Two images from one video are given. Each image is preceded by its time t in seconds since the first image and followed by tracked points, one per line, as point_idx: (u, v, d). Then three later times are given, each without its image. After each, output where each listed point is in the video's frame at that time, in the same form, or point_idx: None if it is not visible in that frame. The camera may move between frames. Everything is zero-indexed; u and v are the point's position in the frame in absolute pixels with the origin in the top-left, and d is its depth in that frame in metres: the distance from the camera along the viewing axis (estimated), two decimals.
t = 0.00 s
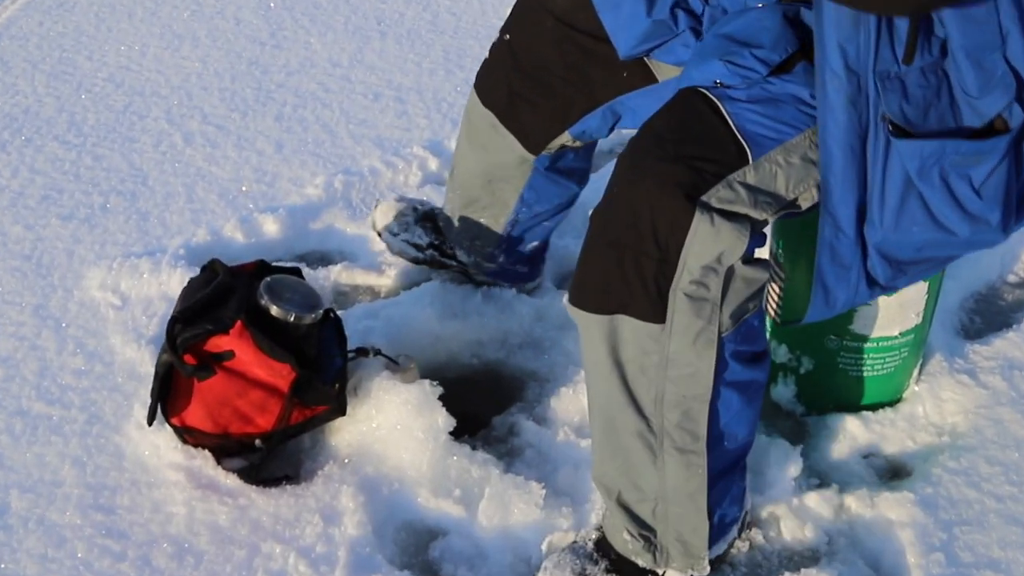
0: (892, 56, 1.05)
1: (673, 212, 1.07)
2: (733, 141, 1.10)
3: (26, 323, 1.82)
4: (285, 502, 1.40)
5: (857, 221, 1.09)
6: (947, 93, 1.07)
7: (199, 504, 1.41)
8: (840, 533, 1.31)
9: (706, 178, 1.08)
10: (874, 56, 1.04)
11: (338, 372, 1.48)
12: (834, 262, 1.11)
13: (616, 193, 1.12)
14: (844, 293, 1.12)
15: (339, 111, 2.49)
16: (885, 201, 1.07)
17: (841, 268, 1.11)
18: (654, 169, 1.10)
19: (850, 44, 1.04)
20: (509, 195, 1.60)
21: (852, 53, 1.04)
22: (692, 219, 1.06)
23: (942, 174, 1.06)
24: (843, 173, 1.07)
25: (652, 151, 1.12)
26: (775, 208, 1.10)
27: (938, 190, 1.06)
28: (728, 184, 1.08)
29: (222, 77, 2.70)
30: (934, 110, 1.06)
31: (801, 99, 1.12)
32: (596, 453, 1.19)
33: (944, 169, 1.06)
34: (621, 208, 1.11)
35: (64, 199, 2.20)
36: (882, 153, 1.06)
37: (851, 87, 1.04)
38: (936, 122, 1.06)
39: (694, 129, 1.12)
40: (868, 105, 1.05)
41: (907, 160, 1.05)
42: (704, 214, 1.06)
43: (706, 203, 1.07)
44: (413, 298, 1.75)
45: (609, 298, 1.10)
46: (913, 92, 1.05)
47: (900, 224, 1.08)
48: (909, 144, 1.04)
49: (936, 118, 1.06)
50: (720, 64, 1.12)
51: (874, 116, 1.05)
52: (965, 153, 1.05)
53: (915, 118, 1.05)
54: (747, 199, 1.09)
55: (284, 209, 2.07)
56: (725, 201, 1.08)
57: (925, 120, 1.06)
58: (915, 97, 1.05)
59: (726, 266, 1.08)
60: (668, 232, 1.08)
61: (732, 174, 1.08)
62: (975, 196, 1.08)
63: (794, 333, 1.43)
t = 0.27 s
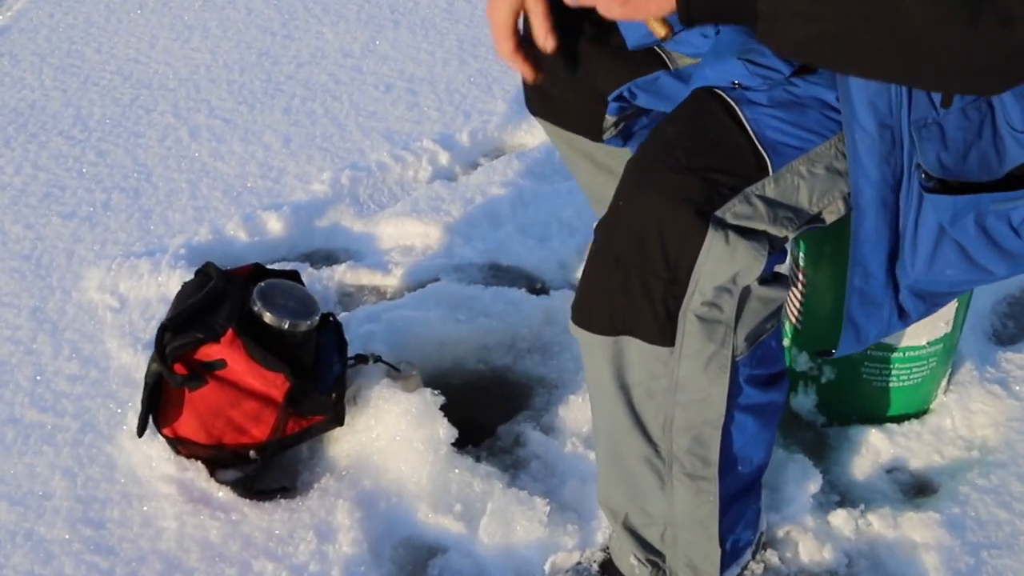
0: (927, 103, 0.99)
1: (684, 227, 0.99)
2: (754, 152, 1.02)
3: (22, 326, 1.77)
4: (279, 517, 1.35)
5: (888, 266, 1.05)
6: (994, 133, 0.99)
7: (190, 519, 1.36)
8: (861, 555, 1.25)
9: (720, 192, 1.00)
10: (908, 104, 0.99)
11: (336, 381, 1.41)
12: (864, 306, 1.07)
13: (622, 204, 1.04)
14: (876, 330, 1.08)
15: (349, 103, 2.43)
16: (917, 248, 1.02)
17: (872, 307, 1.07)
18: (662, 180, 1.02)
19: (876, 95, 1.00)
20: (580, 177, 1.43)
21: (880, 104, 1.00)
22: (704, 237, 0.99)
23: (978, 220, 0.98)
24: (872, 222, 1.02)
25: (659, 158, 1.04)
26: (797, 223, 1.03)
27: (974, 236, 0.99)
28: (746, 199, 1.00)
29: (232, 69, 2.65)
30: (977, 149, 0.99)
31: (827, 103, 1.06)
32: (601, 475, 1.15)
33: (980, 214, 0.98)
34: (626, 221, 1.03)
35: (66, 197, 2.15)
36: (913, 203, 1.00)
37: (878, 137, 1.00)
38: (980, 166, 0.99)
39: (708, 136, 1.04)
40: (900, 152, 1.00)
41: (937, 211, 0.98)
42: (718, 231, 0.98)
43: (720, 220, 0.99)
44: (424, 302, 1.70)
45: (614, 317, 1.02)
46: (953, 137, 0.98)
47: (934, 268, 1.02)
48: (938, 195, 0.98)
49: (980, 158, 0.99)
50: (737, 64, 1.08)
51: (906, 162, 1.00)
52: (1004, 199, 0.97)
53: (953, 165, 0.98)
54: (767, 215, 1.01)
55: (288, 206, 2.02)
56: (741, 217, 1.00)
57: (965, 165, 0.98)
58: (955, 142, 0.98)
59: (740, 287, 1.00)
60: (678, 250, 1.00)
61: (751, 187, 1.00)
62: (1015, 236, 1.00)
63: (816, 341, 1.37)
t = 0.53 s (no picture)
0: (931, 98, 0.93)
1: (684, 222, 0.95)
2: (756, 139, 0.99)
3: (7, 310, 1.72)
4: (261, 511, 1.32)
5: (940, 265, 0.99)
6: (1011, 99, 0.93)
7: (171, 512, 1.32)
8: (861, 553, 1.22)
9: (721, 182, 0.97)
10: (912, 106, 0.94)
11: (321, 369, 1.38)
12: (926, 305, 1.01)
13: (618, 200, 0.99)
14: (949, 323, 1.02)
15: (346, 78, 2.36)
16: (962, 241, 0.97)
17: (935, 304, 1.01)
18: (661, 174, 0.98)
19: (877, 108, 0.96)
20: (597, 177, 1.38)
21: (885, 115, 0.95)
22: (706, 231, 0.94)
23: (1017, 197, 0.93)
24: (909, 232, 0.97)
25: (658, 152, 1.00)
26: (804, 212, 0.98)
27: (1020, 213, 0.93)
28: (750, 189, 0.96)
29: (229, 44, 2.52)
30: (996, 125, 0.93)
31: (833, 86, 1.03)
32: (595, 479, 1.09)
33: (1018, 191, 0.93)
34: (623, 218, 0.98)
35: (56, 177, 2.07)
36: (947, 206, 0.95)
37: (891, 150, 0.96)
38: (1004, 140, 0.93)
39: (709, 128, 1.00)
40: (919, 156, 0.96)
41: (970, 206, 0.94)
42: (720, 226, 0.94)
43: (722, 211, 0.95)
44: (417, 286, 1.65)
45: (610, 318, 0.97)
46: (968, 126, 0.92)
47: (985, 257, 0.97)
48: (966, 194, 0.93)
49: (1002, 133, 0.93)
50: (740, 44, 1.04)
51: (928, 165, 0.95)
52: None
53: (975, 154, 0.92)
54: (772, 205, 0.97)
55: (281, 186, 1.96)
56: (745, 209, 0.96)
57: (989, 150, 0.93)
58: (971, 130, 0.92)
59: (744, 284, 0.96)
60: (677, 246, 0.95)
61: (754, 175, 0.97)
62: None
63: (819, 329, 1.32)
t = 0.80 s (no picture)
0: (926, 75, 0.89)
1: (685, 215, 0.93)
2: (755, 122, 0.96)
3: None
4: (252, 500, 1.30)
5: (957, 229, 0.94)
6: (1011, 56, 0.87)
7: (161, 502, 1.30)
8: (861, 546, 1.20)
9: (723, 171, 0.95)
10: (909, 87, 0.90)
11: (314, 358, 1.36)
12: (945, 265, 0.96)
13: (617, 194, 0.98)
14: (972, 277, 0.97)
15: (345, 60, 2.32)
16: (974, 205, 0.92)
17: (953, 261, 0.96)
18: (663, 167, 0.96)
19: (874, 99, 0.92)
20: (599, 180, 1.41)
21: (884, 104, 0.92)
22: (708, 223, 0.92)
23: None
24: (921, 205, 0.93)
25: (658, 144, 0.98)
26: (809, 197, 0.97)
27: None
28: (753, 175, 0.94)
29: (225, 24, 2.47)
30: (999, 86, 0.87)
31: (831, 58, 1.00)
32: (594, 476, 1.07)
33: None
34: (623, 212, 0.96)
35: (52, 160, 2.01)
36: (955, 180, 0.91)
37: (894, 137, 0.92)
38: (1010, 100, 0.87)
39: (709, 116, 0.98)
40: (925, 136, 0.92)
41: (979, 175, 0.89)
42: (722, 217, 0.92)
43: (723, 200, 0.93)
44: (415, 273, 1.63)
45: (610, 315, 0.95)
46: (969, 96, 0.87)
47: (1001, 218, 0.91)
48: (972, 168, 0.89)
49: (1006, 94, 0.87)
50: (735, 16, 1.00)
51: (934, 143, 0.91)
52: None
53: (980, 123, 0.87)
54: (777, 192, 0.95)
55: (277, 170, 1.94)
56: (748, 197, 0.93)
57: (995, 114, 0.87)
58: (972, 99, 0.87)
59: (748, 276, 0.93)
60: (679, 239, 0.93)
61: (759, 162, 0.94)
62: None
63: (822, 317, 1.30)
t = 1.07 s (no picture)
0: (919, 60, 0.88)
1: (677, 203, 0.92)
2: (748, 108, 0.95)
3: (3, 282, 1.68)
4: (253, 488, 1.30)
5: (955, 207, 0.95)
6: (1005, 35, 0.87)
7: (163, 489, 1.30)
8: (865, 536, 1.19)
9: (716, 158, 0.93)
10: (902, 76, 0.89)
11: (316, 346, 1.36)
12: (943, 243, 0.97)
13: (610, 183, 0.97)
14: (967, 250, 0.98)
15: (350, 47, 2.31)
16: (971, 185, 0.92)
17: (951, 238, 0.97)
18: (654, 153, 0.95)
19: (867, 88, 0.91)
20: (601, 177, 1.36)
21: (878, 92, 0.91)
22: (700, 212, 0.91)
23: None
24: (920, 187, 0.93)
25: (649, 129, 0.96)
26: (805, 182, 0.95)
27: None
28: (746, 162, 0.93)
29: (230, 11, 2.46)
30: (994, 66, 0.87)
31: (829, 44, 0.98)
32: (591, 465, 1.06)
33: None
34: (615, 200, 0.95)
35: (56, 146, 2.00)
36: (952, 163, 0.91)
37: (889, 125, 0.91)
38: (1006, 78, 0.87)
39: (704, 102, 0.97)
40: (919, 120, 0.91)
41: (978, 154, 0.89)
42: (715, 205, 0.91)
43: (716, 187, 0.92)
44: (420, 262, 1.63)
45: (603, 304, 0.95)
46: (965, 79, 0.87)
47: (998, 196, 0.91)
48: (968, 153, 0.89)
49: (1002, 73, 0.87)
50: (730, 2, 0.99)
51: (929, 125, 0.91)
52: None
53: (977, 106, 0.87)
54: (771, 177, 0.94)
55: (281, 157, 1.93)
56: (742, 184, 0.92)
57: (992, 94, 0.87)
58: (968, 81, 0.87)
59: (743, 265, 0.93)
60: (672, 227, 0.92)
61: (752, 146, 0.93)
62: None
63: (824, 305, 1.30)
